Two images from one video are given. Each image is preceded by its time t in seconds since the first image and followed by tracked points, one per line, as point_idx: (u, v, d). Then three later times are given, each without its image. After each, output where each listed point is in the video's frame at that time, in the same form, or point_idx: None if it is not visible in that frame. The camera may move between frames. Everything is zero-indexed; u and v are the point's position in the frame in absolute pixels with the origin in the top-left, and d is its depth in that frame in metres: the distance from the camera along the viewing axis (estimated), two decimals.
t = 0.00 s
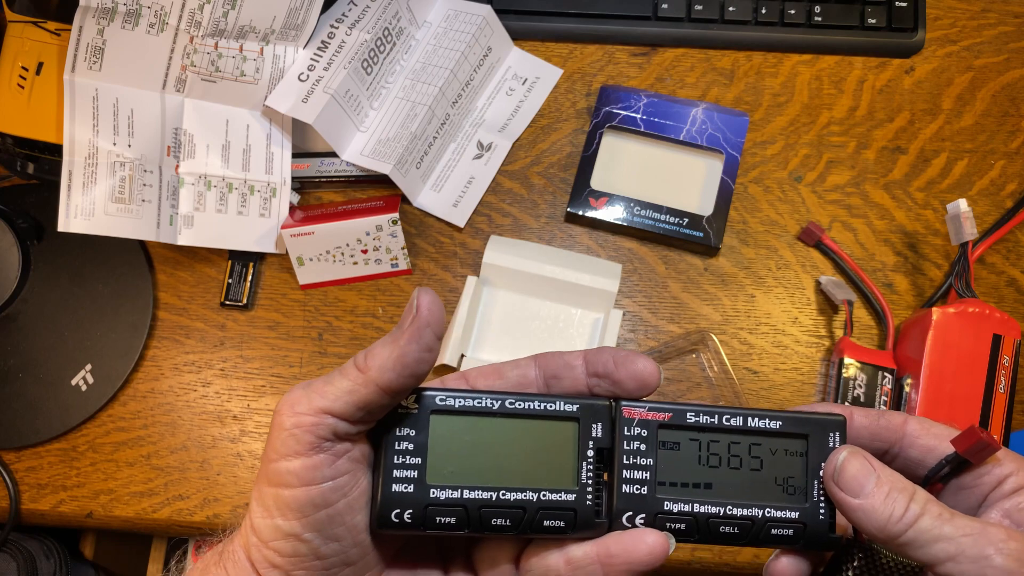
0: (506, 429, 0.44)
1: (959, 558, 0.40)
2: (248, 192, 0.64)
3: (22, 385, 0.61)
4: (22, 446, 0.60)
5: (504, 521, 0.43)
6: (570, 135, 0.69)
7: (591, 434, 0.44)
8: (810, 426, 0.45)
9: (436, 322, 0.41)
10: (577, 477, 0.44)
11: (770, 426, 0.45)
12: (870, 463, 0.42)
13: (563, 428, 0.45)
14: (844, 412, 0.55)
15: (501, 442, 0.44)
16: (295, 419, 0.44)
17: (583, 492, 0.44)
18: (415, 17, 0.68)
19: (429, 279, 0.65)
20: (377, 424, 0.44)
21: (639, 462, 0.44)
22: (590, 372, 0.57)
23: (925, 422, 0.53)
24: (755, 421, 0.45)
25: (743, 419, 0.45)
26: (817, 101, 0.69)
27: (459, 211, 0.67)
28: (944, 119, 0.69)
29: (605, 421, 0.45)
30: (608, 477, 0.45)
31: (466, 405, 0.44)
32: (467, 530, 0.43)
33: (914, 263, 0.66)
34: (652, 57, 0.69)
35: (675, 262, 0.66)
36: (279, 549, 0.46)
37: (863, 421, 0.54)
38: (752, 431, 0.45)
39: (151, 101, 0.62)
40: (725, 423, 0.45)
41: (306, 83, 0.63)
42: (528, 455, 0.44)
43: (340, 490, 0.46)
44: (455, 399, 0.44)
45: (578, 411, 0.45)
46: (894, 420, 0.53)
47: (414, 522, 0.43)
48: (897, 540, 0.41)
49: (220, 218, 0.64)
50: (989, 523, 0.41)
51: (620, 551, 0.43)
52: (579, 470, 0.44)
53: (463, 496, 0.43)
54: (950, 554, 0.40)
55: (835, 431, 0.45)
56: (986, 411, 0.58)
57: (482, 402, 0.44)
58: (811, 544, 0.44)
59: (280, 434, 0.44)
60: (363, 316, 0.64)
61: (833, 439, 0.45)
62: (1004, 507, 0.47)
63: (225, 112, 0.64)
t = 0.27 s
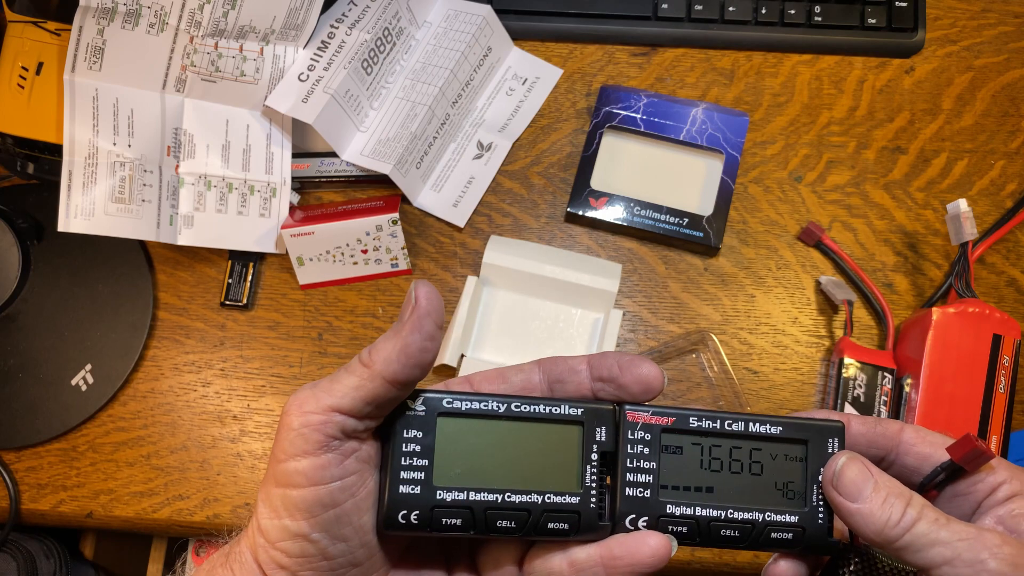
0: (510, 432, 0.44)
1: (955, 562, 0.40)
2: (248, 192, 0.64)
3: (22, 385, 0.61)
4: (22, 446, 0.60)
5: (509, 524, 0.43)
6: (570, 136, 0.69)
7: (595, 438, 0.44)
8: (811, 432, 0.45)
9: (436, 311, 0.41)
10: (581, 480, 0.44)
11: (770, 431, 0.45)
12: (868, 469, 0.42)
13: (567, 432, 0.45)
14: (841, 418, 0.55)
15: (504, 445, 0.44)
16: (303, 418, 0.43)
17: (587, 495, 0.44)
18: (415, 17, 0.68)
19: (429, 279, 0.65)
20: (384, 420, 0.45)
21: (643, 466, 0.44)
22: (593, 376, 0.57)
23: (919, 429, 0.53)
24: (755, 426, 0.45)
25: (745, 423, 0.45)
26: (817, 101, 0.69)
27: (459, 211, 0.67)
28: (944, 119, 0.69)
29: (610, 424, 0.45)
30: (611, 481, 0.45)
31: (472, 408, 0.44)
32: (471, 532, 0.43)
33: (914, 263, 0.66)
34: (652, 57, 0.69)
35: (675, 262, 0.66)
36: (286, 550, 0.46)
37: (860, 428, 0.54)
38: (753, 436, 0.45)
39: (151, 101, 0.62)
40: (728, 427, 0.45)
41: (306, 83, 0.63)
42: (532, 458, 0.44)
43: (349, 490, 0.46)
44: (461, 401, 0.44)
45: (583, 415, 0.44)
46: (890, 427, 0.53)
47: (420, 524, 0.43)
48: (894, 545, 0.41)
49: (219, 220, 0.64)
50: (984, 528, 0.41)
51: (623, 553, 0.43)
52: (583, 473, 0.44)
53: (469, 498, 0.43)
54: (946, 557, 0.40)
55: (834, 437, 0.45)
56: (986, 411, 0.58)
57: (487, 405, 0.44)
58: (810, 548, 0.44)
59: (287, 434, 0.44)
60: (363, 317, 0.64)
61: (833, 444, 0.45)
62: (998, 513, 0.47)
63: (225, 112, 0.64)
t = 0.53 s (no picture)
0: (509, 428, 0.44)
1: (951, 555, 0.40)
2: (247, 192, 0.64)
3: (22, 385, 0.61)
4: (22, 446, 0.60)
5: (507, 519, 0.43)
6: (570, 135, 0.69)
7: (594, 434, 0.45)
8: (807, 427, 0.45)
9: (434, 306, 0.41)
10: (580, 475, 0.44)
11: (768, 426, 0.45)
12: (865, 463, 0.42)
13: (566, 428, 0.45)
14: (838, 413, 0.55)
15: (503, 441, 0.44)
16: (302, 415, 0.43)
17: (585, 490, 0.44)
18: (415, 17, 0.68)
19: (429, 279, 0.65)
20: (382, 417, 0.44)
21: (641, 460, 0.44)
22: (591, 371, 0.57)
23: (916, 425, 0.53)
24: (753, 421, 0.45)
25: (743, 418, 0.45)
26: (817, 101, 0.69)
27: (459, 211, 0.67)
28: (944, 119, 0.69)
29: (608, 419, 0.45)
30: (609, 476, 0.45)
31: (471, 404, 0.44)
32: (469, 528, 0.43)
33: (914, 263, 0.66)
34: (652, 57, 0.69)
35: (675, 262, 0.66)
36: (285, 547, 0.46)
37: (856, 422, 0.54)
38: (750, 431, 0.45)
39: (151, 101, 0.62)
40: (725, 422, 0.45)
41: (306, 83, 0.63)
42: (530, 454, 0.44)
43: (347, 487, 0.46)
44: (460, 398, 0.44)
45: (581, 411, 0.45)
46: (887, 421, 0.53)
47: (418, 520, 0.43)
48: (891, 538, 0.41)
49: (219, 219, 0.64)
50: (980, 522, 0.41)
51: (622, 549, 0.43)
52: (581, 469, 0.44)
53: (467, 494, 0.43)
54: (943, 551, 0.40)
55: (831, 432, 0.45)
56: (986, 411, 0.58)
57: (486, 401, 0.44)
58: (807, 543, 0.45)
59: (285, 431, 0.44)
60: (363, 317, 0.64)
61: (829, 439, 0.45)
62: (993, 508, 0.47)
63: (225, 112, 0.64)
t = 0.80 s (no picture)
0: (514, 428, 0.44)
1: (952, 554, 0.40)
2: (248, 192, 0.64)
3: (22, 385, 0.61)
4: (22, 446, 0.60)
5: (511, 519, 0.43)
6: (570, 135, 0.69)
7: (599, 434, 0.45)
8: (811, 426, 0.45)
9: (445, 302, 0.41)
10: (585, 475, 0.44)
11: (772, 425, 0.45)
12: (867, 461, 0.42)
13: (571, 428, 0.45)
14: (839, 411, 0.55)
15: (507, 441, 0.44)
16: (311, 410, 0.43)
17: (589, 491, 0.44)
18: (415, 17, 0.68)
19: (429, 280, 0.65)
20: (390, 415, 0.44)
21: (646, 460, 0.44)
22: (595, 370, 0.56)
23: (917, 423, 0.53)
24: (758, 419, 0.45)
25: (748, 417, 0.45)
26: (817, 101, 0.69)
27: (459, 211, 0.67)
28: (944, 119, 0.69)
29: (615, 420, 0.45)
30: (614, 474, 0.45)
31: (476, 404, 0.44)
32: (472, 527, 0.43)
33: (914, 262, 0.66)
34: (652, 57, 0.69)
35: (675, 262, 0.66)
36: (290, 542, 0.46)
37: (857, 421, 0.54)
38: (755, 430, 0.45)
39: (151, 101, 0.62)
40: (732, 422, 0.44)
41: (306, 83, 0.63)
42: (535, 454, 0.44)
43: (355, 483, 0.46)
44: (465, 397, 0.44)
45: (587, 411, 0.45)
46: (888, 420, 0.53)
47: (421, 519, 0.43)
48: (892, 536, 0.41)
49: (219, 219, 0.64)
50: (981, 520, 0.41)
51: (624, 549, 0.43)
52: (585, 470, 0.44)
53: (471, 494, 0.43)
54: (943, 549, 0.40)
55: (835, 430, 0.45)
56: (986, 411, 0.58)
57: (491, 401, 0.44)
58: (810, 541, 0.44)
59: (294, 427, 0.44)
60: (363, 317, 0.64)
61: (833, 438, 0.45)
62: (994, 507, 0.47)
63: (225, 112, 0.64)
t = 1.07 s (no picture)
0: (509, 432, 0.44)
1: (952, 563, 0.40)
2: (248, 192, 0.64)
3: (22, 385, 0.61)
4: (22, 446, 0.60)
5: (505, 522, 0.43)
6: (570, 135, 0.69)
7: (596, 439, 0.44)
8: (812, 431, 0.45)
9: (437, 298, 0.42)
10: (581, 479, 0.44)
11: (772, 431, 0.44)
12: (866, 468, 0.41)
13: (567, 432, 0.44)
14: (839, 415, 0.55)
15: (502, 445, 0.44)
16: (312, 413, 0.44)
17: (584, 496, 0.44)
18: (415, 17, 0.68)
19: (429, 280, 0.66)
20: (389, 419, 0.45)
21: (644, 465, 0.44)
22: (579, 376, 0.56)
23: (917, 427, 0.53)
24: (757, 425, 0.44)
25: (747, 423, 0.44)
26: (817, 101, 0.69)
27: (459, 211, 0.67)
28: (943, 119, 0.69)
29: (612, 425, 0.44)
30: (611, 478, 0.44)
31: (470, 407, 0.44)
32: (467, 530, 0.43)
33: (914, 262, 0.66)
34: (652, 57, 0.69)
35: (675, 262, 0.66)
36: (287, 541, 0.46)
37: (858, 425, 0.54)
38: (755, 435, 0.44)
39: (151, 101, 0.62)
40: (730, 426, 0.44)
41: (306, 83, 0.63)
42: (530, 458, 0.44)
43: (354, 485, 0.46)
44: (460, 400, 0.44)
45: (584, 416, 0.44)
46: (889, 423, 0.53)
47: (415, 520, 0.43)
48: (892, 544, 0.41)
49: (219, 219, 0.64)
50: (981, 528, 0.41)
51: (591, 557, 0.43)
52: (581, 475, 0.44)
53: (464, 497, 0.43)
54: (943, 558, 0.40)
55: (835, 436, 0.45)
56: (986, 411, 0.58)
57: (486, 405, 0.44)
58: (809, 547, 0.44)
59: (295, 429, 0.44)
60: (363, 317, 0.64)
61: (833, 444, 0.44)
62: (995, 512, 0.47)
63: (225, 112, 0.64)
